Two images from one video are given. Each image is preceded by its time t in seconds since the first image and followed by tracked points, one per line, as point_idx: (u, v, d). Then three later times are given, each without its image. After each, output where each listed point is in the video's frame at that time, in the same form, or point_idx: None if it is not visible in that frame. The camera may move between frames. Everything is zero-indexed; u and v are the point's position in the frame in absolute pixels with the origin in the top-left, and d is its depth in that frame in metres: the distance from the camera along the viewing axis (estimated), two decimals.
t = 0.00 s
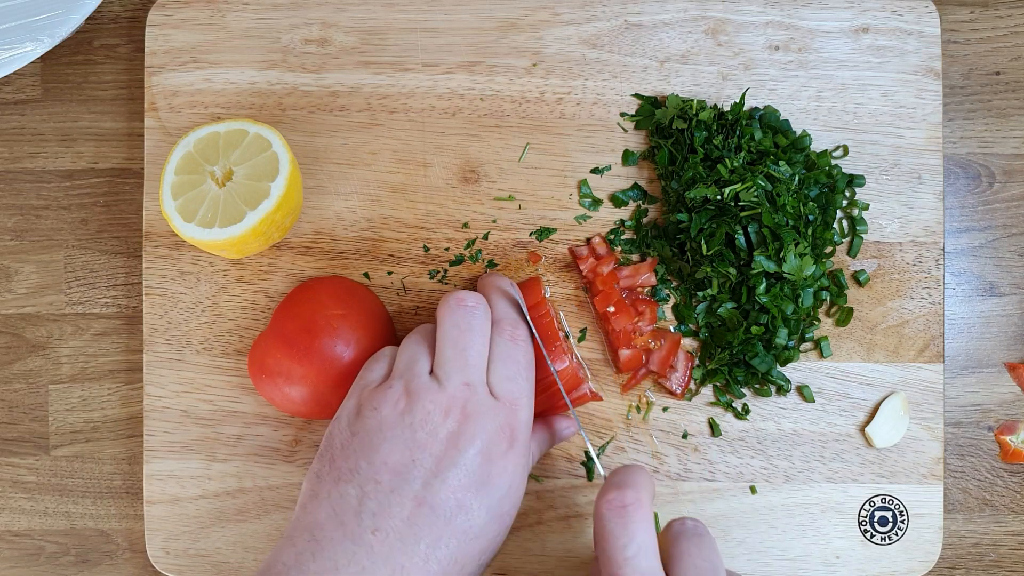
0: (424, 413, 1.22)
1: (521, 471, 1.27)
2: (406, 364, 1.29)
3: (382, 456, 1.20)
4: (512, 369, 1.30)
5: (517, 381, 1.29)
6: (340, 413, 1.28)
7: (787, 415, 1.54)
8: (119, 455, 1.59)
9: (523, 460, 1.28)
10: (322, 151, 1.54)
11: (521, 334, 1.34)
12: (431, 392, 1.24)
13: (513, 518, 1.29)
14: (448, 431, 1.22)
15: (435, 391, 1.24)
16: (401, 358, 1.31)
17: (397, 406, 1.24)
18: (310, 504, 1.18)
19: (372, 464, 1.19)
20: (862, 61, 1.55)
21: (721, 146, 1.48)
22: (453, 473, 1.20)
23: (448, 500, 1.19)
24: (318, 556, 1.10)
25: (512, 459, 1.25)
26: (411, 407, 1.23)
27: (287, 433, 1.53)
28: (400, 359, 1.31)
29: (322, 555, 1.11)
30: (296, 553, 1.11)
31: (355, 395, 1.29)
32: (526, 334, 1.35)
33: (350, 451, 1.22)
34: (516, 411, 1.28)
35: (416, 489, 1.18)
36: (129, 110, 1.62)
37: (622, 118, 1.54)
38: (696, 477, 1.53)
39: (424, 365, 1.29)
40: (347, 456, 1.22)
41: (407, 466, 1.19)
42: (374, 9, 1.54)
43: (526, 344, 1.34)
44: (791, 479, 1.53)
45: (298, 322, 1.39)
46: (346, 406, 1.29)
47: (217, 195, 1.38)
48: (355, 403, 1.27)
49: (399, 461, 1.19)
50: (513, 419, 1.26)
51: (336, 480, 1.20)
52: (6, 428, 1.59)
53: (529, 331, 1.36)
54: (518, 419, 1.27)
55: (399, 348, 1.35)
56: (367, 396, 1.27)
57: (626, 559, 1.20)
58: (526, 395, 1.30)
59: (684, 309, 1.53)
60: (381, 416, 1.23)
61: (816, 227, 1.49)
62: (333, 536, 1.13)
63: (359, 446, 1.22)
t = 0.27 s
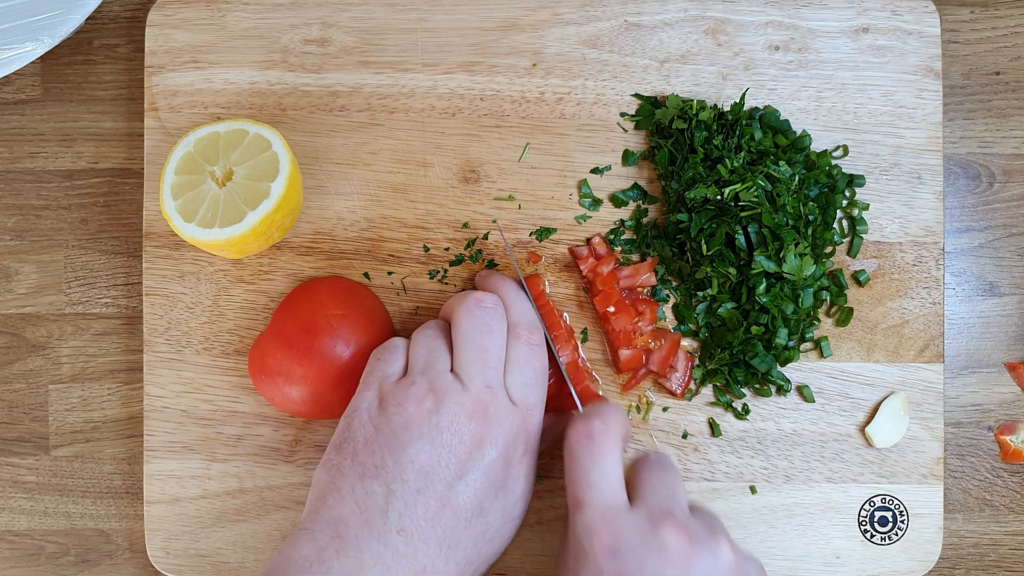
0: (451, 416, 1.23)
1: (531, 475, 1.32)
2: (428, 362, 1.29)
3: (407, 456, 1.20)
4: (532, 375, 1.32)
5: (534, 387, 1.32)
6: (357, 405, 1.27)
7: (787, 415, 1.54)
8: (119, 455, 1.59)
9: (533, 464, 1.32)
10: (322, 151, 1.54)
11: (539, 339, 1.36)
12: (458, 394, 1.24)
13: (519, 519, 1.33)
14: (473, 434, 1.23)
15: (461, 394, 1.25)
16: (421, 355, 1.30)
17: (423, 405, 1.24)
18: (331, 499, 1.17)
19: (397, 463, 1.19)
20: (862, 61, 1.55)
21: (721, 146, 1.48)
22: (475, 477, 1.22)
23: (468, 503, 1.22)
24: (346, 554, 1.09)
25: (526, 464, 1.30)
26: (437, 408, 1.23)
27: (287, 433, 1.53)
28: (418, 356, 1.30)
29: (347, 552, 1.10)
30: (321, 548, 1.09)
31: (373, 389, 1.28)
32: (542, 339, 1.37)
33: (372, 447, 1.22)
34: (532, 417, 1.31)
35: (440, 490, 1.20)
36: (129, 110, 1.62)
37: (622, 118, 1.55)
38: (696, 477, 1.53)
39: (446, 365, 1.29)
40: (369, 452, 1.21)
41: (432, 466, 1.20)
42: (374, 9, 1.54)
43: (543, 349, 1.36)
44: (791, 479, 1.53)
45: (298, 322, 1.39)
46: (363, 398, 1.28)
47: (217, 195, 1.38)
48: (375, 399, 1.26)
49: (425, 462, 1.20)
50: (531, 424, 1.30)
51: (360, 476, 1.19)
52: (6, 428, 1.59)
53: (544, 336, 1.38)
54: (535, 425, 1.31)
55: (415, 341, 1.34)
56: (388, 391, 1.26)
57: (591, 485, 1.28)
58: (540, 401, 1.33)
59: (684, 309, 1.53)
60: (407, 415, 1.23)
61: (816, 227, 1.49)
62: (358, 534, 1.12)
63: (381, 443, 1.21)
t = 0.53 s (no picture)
0: (447, 411, 1.22)
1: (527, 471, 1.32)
2: (426, 358, 1.29)
3: (402, 451, 1.19)
4: (530, 372, 1.32)
5: (532, 384, 1.32)
6: (354, 399, 1.27)
7: (787, 416, 1.54)
8: (119, 455, 1.59)
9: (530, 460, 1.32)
10: (322, 151, 1.54)
11: (538, 336, 1.36)
12: (454, 389, 1.24)
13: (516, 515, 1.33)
14: (469, 430, 1.23)
15: (457, 389, 1.24)
16: (419, 350, 1.30)
17: (419, 400, 1.23)
18: (325, 493, 1.17)
19: (392, 458, 1.19)
20: (862, 61, 1.55)
21: (721, 146, 1.48)
22: (470, 472, 1.22)
23: (463, 498, 1.21)
24: (339, 547, 1.09)
25: (522, 460, 1.30)
26: (433, 404, 1.23)
27: (287, 433, 1.53)
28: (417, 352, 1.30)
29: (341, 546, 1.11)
30: (315, 541, 1.09)
31: (370, 384, 1.28)
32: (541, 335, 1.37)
33: (367, 441, 1.21)
34: (530, 414, 1.31)
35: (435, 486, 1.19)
36: (129, 110, 1.62)
37: (622, 118, 1.55)
38: (696, 477, 1.53)
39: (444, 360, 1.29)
40: (364, 447, 1.21)
41: (427, 461, 1.20)
42: (374, 9, 1.54)
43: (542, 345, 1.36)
44: (791, 479, 1.53)
45: (297, 322, 1.39)
46: (361, 394, 1.27)
47: (217, 195, 1.38)
48: (372, 394, 1.26)
49: (420, 457, 1.20)
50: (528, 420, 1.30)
51: (354, 471, 1.18)
52: (6, 428, 1.60)
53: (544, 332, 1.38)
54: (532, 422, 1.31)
55: (415, 338, 1.33)
56: (385, 386, 1.26)
57: (608, 499, 1.32)
58: (538, 397, 1.33)
59: (684, 309, 1.53)
60: (402, 410, 1.23)
61: (816, 227, 1.49)
62: (352, 529, 1.12)
63: (376, 438, 1.21)
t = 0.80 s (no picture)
0: (443, 412, 1.22)
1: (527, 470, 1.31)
2: (421, 359, 1.29)
3: (399, 454, 1.20)
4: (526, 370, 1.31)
5: (529, 382, 1.32)
6: (351, 404, 1.27)
7: (787, 415, 1.54)
8: (119, 455, 1.59)
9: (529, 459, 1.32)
10: (322, 151, 1.54)
11: (535, 334, 1.35)
12: (450, 390, 1.24)
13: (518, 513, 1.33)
14: (465, 429, 1.23)
15: (453, 389, 1.24)
16: (415, 352, 1.30)
17: (414, 401, 1.23)
18: (324, 498, 1.17)
19: (389, 461, 1.19)
20: (862, 61, 1.55)
21: (721, 146, 1.48)
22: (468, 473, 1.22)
23: (461, 498, 1.21)
24: (338, 551, 1.10)
25: (521, 459, 1.29)
26: (429, 405, 1.23)
27: (287, 433, 1.53)
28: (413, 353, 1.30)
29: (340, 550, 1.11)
30: (313, 546, 1.10)
31: (367, 388, 1.28)
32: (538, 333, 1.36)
33: (364, 445, 1.22)
34: (527, 411, 1.30)
35: (433, 487, 1.19)
36: (129, 110, 1.62)
37: (622, 118, 1.55)
38: (696, 477, 1.53)
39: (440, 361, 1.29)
40: (361, 450, 1.21)
41: (424, 462, 1.20)
42: (374, 9, 1.54)
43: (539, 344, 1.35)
44: (791, 479, 1.53)
45: (298, 322, 1.39)
46: (357, 397, 1.28)
47: (217, 195, 1.38)
48: (368, 397, 1.26)
49: (417, 458, 1.20)
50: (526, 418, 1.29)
51: (351, 475, 1.19)
52: (6, 428, 1.60)
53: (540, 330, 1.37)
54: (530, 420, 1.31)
55: (409, 340, 1.33)
56: (380, 389, 1.27)
57: (623, 502, 1.33)
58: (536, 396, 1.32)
59: (684, 309, 1.53)
60: (398, 412, 1.23)
61: (816, 227, 1.49)
62: (351, 532, 1.12)
63: (373, 441, 1.21)
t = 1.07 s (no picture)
0: (427, 412, 1.21)
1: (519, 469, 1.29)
2: (408, 359, 1.28)
3: (382, 455, 1.19)
4: (514, 367, 1.28)
5: (519, 379, 1.29)
6: (340, 407, 1.28)
7: (787, 415, 1.54)
8: (119, 455, 1.59)
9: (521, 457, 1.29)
10: (322, 151, 1.54)
11: (524, 330, 1.32)
12: (434, 390, 1.23)
13: (511, 513, 1.31)
14: (450, 430, 1.21)
15: (438, 389, 1.23)
16: (403, 352, 1.29)
17: (399, 402, 1.23)
18: (310, 502, 1.19)
19: (373, 462, 1.19)
20: (862, 61, 1.55)
21: (721, 146, 1.48)
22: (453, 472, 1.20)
23: (447, 498, 1.20)
24: (319, 554, 1.11)
25: (510, 458, 1.27)
26: (412, 405, 1.22)
27: (287, 433, 1.53)
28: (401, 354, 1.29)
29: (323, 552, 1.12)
30: (296, 550, 1.12)
31: (355, 390, 1.28)
32: (528, 330, 1.33)
33: (350, 447, 1.22)
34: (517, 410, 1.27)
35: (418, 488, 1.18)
36: (129, 110, 1.62)
37: (622, 118, 1.55)
38: (696, 477, 1.53)
39: (426, 360, 1.27)
40: (346, 453, 1.21)
41: (408, 463, 1.19)
42: (374, 9, 1.54)
43: (528, 340, 1.32)
44: (791, 479, 1.53)
45: (298, 322, 1.39)
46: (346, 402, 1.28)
47: (217, 195, 1.38)
48: (355, 399, 1.26)
49: (400, 459, 1.19)
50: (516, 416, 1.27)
51: (335, 478, 1.19)
52: (6, 428, 1.60)
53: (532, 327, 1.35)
54: (519, 419, 1.28)
55: (400, 343, 1.33)
56: (367, 391, 1.26)
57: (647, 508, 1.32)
58: (526, 393, 1.30)
59: (684, 309, 1.53)
60: (382, 413, 1.22)
61: (816, 227, 1.49)
62: (333, 535, 1.13)
63: (358, 443, 1.21)
